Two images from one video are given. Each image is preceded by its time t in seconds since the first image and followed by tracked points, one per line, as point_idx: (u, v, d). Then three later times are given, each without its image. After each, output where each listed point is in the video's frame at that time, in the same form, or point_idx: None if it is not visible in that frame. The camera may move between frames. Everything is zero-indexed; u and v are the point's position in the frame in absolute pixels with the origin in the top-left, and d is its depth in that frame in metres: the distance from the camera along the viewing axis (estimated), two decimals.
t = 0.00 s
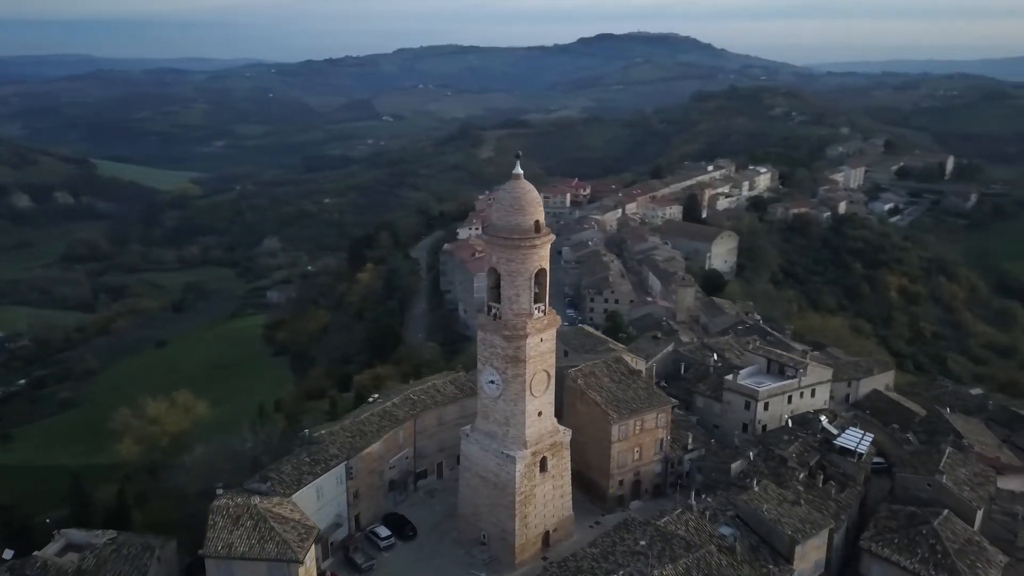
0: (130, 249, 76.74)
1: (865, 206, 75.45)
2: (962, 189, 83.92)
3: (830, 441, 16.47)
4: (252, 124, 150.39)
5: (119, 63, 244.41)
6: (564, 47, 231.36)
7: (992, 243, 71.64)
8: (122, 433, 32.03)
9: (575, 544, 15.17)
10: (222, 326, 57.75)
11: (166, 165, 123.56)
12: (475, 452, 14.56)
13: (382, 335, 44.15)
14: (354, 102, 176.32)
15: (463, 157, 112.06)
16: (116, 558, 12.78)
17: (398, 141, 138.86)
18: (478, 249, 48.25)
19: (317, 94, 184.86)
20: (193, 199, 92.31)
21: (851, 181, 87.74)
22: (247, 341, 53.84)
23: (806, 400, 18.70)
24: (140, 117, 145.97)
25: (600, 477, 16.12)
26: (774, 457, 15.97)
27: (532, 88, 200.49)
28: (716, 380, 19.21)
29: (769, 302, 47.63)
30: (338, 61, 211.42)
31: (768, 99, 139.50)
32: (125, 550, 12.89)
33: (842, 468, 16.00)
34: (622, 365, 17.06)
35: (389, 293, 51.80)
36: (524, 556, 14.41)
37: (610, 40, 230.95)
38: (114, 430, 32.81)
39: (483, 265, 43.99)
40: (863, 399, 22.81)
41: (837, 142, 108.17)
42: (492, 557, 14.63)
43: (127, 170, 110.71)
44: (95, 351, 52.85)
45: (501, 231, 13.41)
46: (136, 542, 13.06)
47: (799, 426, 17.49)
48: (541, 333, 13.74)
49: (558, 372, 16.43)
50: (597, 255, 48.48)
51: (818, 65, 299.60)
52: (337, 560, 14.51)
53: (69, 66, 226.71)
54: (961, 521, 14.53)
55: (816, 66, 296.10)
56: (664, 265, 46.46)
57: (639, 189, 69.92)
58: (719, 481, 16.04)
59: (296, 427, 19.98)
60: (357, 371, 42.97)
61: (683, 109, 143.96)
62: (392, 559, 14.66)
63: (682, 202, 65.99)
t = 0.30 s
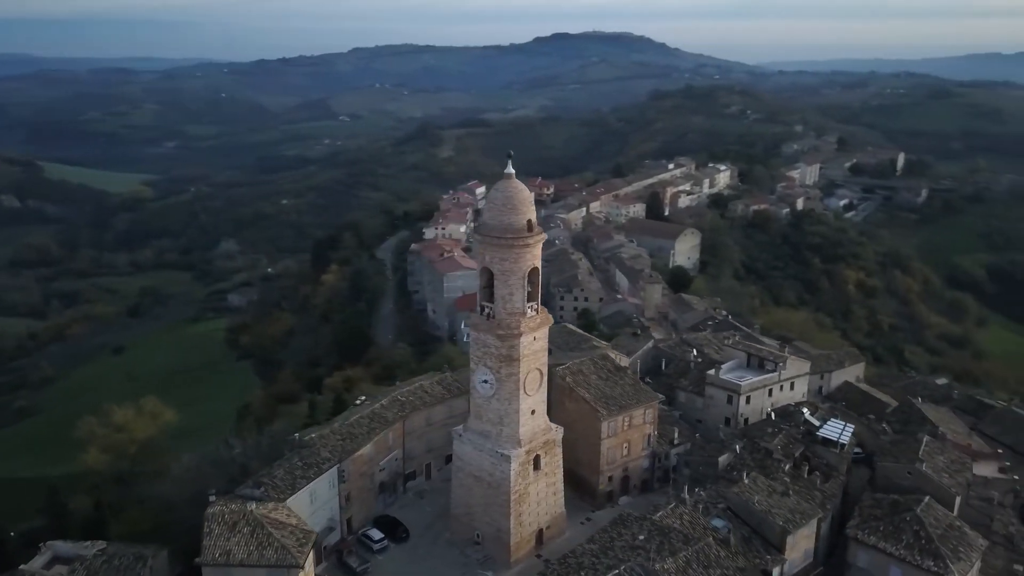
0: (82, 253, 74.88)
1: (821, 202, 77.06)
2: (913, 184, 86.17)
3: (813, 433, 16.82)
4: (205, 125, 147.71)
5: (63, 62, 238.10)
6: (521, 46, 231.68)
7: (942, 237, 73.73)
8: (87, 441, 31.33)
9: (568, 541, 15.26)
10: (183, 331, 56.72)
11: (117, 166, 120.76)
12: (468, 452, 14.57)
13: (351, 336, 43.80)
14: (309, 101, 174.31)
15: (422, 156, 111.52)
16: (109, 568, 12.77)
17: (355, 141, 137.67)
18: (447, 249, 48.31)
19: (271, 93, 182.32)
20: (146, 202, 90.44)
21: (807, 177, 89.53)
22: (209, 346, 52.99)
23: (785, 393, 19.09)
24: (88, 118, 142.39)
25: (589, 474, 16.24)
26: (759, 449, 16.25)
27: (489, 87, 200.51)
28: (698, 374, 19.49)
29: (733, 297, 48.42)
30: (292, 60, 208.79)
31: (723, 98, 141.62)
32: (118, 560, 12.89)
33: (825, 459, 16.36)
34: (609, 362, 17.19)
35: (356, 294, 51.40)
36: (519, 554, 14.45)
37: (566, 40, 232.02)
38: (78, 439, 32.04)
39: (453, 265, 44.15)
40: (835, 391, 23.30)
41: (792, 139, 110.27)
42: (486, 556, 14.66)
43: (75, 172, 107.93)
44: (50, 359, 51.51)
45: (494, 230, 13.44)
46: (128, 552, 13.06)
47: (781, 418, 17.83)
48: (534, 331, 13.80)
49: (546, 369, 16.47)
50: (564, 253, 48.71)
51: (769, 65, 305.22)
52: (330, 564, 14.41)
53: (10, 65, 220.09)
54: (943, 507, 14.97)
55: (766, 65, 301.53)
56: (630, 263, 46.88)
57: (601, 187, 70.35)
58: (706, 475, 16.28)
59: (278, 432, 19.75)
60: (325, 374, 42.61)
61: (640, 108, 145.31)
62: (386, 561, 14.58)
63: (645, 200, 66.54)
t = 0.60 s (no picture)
0: (32, 259, 72.81)
1: (778, 198, 78.43)
2: (866, 180, 88.12)
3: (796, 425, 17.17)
4: (156, 126, 144.61)
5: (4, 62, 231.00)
6: (477, 46, 231.41)
7: (895, 232, 75.55)
8: (50, 450, 30.52)
9: (560, 537, 15.36)
10: (141, 336, 55.57)
11: (65, 168, 117.55)
12: (461, 452, 14.58)
13: (318, 338, 43.38)
14: (264, 101, 171.70)
15: (381, 156, 110.69)
16: None
17: (312, 141, 136.09)
18: (414, 249, 48.29)
19: (223, 93, 179.16)
20: (98, 205, 88.34)
21: (763, 174, 91.08)
22: (169, 352, 52.05)
23: (763, 386, 19.47)
24: (33, 120, 138.39)
25: (579, 470, 16.36)
26: (744, 443, 16.52)
27: (446, 87, 199.92)
28: (680, 369, 19.76)
29: (698, 293, 49.05)
30: (245, 59, 205.51)
31: (679, 97, 143.22)
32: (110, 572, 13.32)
33: (807, 450, 16.71)
34: (594, 359, 17.33)
35: (321, 297, 50.92)
36: (514, 553, 14.51)
37: (522, 40, 232.53)
38: (40, 449, 31.26)
39: (421, 265, 44.12)
40: (807, 383, 23.78)
41: (747, 138, 112.00)
42: (481, 555, 14.67)
43: (21, 175, 104.82)
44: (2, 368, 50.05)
45: (487, 231, 13.46)
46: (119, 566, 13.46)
47: (762, 411, 18.17)
48: (527, 330, 13.84)
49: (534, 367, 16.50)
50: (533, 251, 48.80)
51: (722, 66, 309.63)
52: (325, 569, 14.32)
53: None
54: (924, 494, 15.40)
55: (720, 65, 305.83)
56: (598, 261, 47.01)
57: (565, 186, 70.55)
58: (694, 469, 16.53)
59: (259, 437, 19.52)
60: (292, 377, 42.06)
61: (598, 106, 146.21)
62: (381, 564, 14.52)
63: (608, 199, 66.88)
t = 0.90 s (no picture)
0: None
1: (737, 196, 79.53)
2: (820, 177, 89.88)
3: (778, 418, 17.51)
4: (105, 127, 141.19)
5: None
6: (433, 45, 230.48)
7: (850, 227, 77.18)
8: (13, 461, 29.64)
9: (553, 535, 15.44)
10: (98, 342, 54.32)
11: (10, 171, 114.10)
12: (455, 452, 14.56)
13: (285, 342, 42.86)
14: (217, 102, 168.71)
15: (339, 156, 109.55)
16: None
17: (267, 141, 134.15)
18: (382, 250, 47.88)
19: (175, 93, 175.58)
20: (47, 209, 86.06)
21: (721, 172, 92.36)
22: (129, 359, 50.98)
23: (744, 380, 19.81)
24: None
25: (568, 468, 16.46)
26: (730, 436, 16.79)
27: (403, 87, 198.81)
28: (662, 365, 19.98)
29: (664, 291, 49.53)
30: (197, 59, 201.65)
31: (636, 96, 144.41)
32: None
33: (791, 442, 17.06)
34: (581, 357, 17.44)
35: (287, 300, 50.35)
36: (509, 551, 14.54)
37: (479, 39, 232.28)
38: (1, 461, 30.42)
39: (390, 266, 43.79)
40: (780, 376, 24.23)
41: (704, 136, 113.42)
42: (475, 555, 14.68)
43: None
44: None
45: (479, 230, 13.48)
46: None
47: (745, 405, 18.48)
48: (520, 329, 13.90)
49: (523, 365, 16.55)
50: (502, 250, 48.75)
51: (676, 65, 313.16)
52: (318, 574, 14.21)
53: None
54: (905, 482, 15.83)
55: (674, 64, 309.17)
56: (567, 260, 46.34)
57: (529, 185, 70.34)
58: (681, 463, 16.75)
59: (241, 443, 19.24)
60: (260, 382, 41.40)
61: (555, 106, 146.72)
62: (375, 566, 14.45)
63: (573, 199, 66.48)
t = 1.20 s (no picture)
0: None
1: (698, 193, 80.50)
2: (777, 174, 91.58)
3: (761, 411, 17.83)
4: (52, 129, 137.39)
5: None
6: (390, 45, 229.18)
7: (806, 223, 78.73)
8: None
9: (545, 532, 15.51)
10: (54, 350, 52.98)
11: None
12: (448, 452, 14.57)
13: (252, 345, 42.32)
14: (169, 102, 165.38)
15: (298, 156, 108.28)
16: None
17: (222, 142, 131.93)
18: (349, 251, 47.44)
19: (125, 93, 171.70)
20: None
21: (681, 170, 93.50)
22: (88, 365, 49.85)
23: (724, 374, 20.13)
24: None
25: (558, 464, 16.54)
26: (716, 430, 17.05)
27: (360, 86, 197.34)
28: (643, 361, 20.20)
29: (630, 288, 50.05)
30: (147, 59, 197.35)
31: (594, 96, 145.31)
32: None
33: (774, 435, 17.40)
34: (568, 354, 17.56)
35: (252, 303, 49.67)
36: (503, 550, 14.58)
37: (435, 40, 231.62)
38: None
39: (358, 266, 43.45)
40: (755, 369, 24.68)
41: (662, 135, 114.63)
42: (470, 555, 14.69)
43: None
44: None
45: (472, 230, 13.50)
46: None
47: (728, 399, 18.78)
48: (513, 328, 13.93)
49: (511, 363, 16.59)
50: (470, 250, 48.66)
51: (631, 63, 315.80)
52: None
53: None
54: (886, 471, 16.24)
55: (628, 62, 311.79)
56: (536, 258, 46.58)
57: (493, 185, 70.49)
58: (669, 457, 16.96)
59: (223, 448, 18.93)
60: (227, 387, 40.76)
61: (514, 105, 146.99)
62: (370, 569, 14.37)
63: (538, 198, 66.17)
